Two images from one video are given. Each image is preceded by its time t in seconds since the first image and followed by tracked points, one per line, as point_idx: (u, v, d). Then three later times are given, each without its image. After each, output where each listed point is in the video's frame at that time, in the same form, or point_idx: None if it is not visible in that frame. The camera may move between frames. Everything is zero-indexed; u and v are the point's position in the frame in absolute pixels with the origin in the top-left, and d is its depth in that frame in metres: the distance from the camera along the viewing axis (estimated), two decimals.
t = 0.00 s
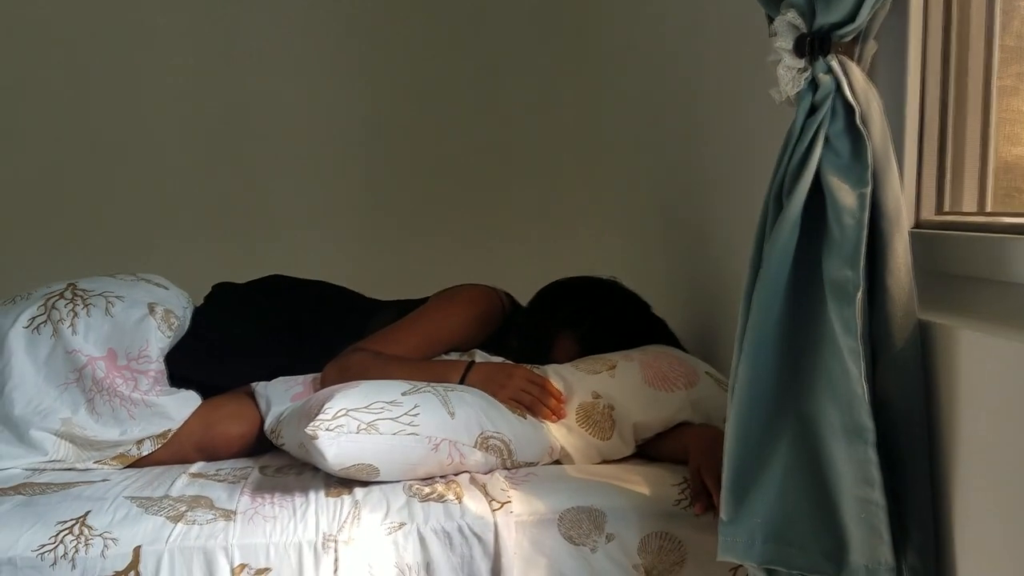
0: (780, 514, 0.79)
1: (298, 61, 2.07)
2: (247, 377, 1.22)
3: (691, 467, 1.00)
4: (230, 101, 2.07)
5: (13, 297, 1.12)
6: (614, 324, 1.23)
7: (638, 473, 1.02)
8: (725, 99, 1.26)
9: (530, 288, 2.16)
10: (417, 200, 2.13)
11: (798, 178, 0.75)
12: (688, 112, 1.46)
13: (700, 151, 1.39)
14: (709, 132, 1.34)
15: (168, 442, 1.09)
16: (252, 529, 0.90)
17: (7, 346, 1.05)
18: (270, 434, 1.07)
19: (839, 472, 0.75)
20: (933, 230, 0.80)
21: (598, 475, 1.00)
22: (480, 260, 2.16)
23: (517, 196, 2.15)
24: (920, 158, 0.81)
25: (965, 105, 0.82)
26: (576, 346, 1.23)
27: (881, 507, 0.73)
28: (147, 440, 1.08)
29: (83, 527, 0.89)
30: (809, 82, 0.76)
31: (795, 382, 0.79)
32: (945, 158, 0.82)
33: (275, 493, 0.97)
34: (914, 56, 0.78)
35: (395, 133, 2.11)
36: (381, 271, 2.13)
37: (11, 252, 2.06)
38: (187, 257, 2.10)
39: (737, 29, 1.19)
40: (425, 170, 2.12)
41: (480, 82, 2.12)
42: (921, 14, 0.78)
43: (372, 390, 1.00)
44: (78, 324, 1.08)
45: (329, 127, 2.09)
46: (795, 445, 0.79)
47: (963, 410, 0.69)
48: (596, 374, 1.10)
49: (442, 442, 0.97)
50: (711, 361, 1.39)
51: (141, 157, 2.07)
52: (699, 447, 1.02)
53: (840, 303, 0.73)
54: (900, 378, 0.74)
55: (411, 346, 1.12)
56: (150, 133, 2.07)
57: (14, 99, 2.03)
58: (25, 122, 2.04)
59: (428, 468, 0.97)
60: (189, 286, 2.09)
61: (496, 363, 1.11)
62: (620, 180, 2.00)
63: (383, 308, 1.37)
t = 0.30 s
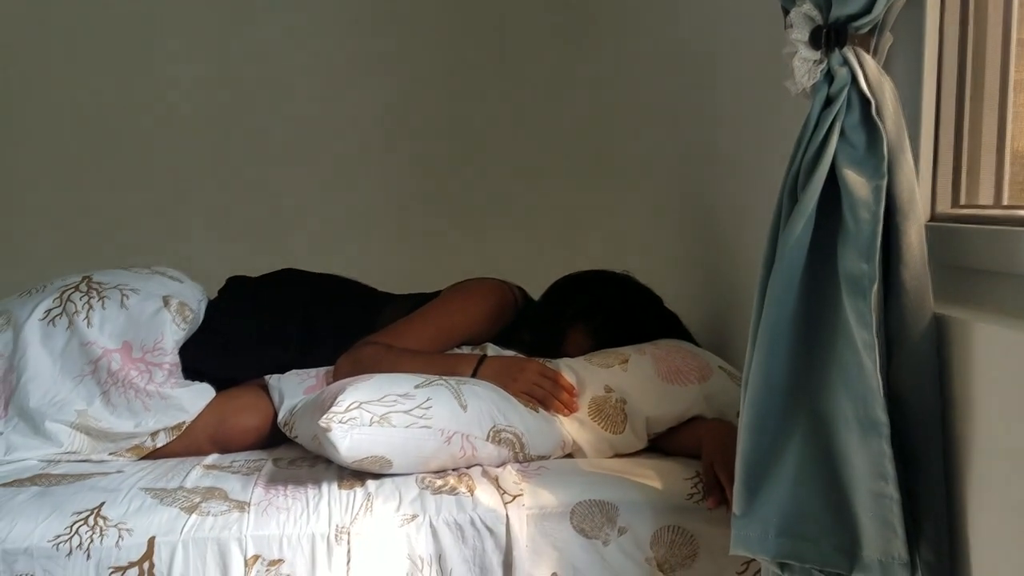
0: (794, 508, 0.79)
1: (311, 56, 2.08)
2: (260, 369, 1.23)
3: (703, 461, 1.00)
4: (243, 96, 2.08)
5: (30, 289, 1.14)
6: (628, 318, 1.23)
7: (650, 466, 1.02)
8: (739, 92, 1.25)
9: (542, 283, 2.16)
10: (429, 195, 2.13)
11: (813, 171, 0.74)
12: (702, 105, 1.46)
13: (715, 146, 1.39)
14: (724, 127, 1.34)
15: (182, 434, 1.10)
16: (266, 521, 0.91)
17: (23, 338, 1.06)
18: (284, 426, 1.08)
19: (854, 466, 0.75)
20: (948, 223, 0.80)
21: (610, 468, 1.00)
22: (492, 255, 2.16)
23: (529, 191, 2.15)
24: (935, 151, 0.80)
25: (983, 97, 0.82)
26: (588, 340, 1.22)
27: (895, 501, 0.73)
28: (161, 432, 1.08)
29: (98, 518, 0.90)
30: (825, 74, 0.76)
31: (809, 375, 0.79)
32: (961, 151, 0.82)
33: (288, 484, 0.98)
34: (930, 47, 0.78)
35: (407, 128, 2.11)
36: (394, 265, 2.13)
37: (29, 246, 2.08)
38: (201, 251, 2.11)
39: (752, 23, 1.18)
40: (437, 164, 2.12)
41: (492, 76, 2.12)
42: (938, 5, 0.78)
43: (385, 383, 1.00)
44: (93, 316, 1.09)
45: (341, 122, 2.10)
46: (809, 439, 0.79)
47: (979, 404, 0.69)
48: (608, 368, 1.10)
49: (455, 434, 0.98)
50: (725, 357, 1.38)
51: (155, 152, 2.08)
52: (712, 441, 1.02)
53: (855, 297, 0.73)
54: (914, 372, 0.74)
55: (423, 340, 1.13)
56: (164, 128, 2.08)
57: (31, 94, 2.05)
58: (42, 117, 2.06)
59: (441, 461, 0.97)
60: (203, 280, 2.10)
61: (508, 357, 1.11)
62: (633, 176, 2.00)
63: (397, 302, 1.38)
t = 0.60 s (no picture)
0: (802, 498, 0.79)
1: (318, 50, 2.08)
2: (270, 361, 1.23)
3: (711, 452, 0.99)
4: (251, 91, 2.09)
5: (39, 280, 1.14)
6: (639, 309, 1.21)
7: (658, 458, 1.02)
8: (748, 82, 1.25)
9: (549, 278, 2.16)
10: (437, 190, 2.13)
11: (822, 160, 0.74)
12: (710, 95, 1.46)
13: (723, 139, 1.39)
14: (732, 120, 1.33)
15: (191, 424, 1.10)
16: (273, 510, 0.91)
17: (33, 329, 1.07)
18: (291, 417, 1.08)
19: (862, 456, 0.75)
20: (958, 213, 0.79)
21: (617, 459, 1.00)
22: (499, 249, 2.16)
23: (536, 186, 2.16)
24: (945, 140, 0.80)
25: (994, 86, 0.81)
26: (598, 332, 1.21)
27: (903, 491, 0.73)
28: (170, 423, 1.09)
29: (107, 507, 0.90)
30: (834, 63, 0.75)
31: (818, 366, 0.79)
32: (972, 140, 0.81)
33: (296, 475, 0.98)
34: (941, 36, 0.77)
35: (416, 121, 2.12)
36: (402, 258, 2.14)
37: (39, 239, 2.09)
38: (211, 244, 2.13)
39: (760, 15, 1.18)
40: (445, 159, 2.13)
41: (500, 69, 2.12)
42: None
43: (392, 373, 1.00)
44: (101, 307, 1.10)
45: (349, 116, 2.10)
46: (817, 430, 0.78)
47: (989, 394, 0.68)
48: (615, 360, 1.09)
49: (461, 426, 0.98)
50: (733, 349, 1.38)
51: (164, 146, 2.09)
52: (720, 431, 1.02)
53: (863, 287, 0.73)
54: (923, 361, 0.73)
55: (431, 331, 1.13)
56: (173, 121, 2.09)
57: (41, 88, 2.06)
58: (51, 110, 2.07)
59: (448, 451, 0.97)
60: (213, 273, 2.12)
61: (515, 348, 1.11)
62: (641, 170, 2.00)
63: (405, 295, 1.38)
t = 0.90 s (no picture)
0: (806, 492, 0.79)
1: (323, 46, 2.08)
2: (274, 354, 1.23)
3: (715, 447, 0.99)
4: (256, 87, 2.09)
5: (44, 273, 1.15)
6: (645, 303, 1.21)
7: (663, 453, 1.01)
8: (753, 75, 1.25)
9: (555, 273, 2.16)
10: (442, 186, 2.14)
11: (827, 152, 0.74)
12: (716, 90, 1.45)
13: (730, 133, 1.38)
14: (739, 114, 1.33)
15: (195, 418, 1.11)
16: (277, 503, 0.91)
17: (38, 322, 1.07)
18: (296, 411, 1.08)
19: (866, 450, 0.74)
20: (965, 205, 0.79)
21: (621, 454, 1.00)
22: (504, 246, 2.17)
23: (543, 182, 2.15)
24: (951, 133, 0.80)
25: (1002, 77, 0.80)
26: (601, 326, 1.21)
27: (907, 485, 0.72)
28: (175, 416, 1.09)
29: (110, 500, 0.90)
30: (839, 55, 0.75)
31: (822, 359, 0.78)
32: (978, 133, 0.81)
33: (300, 468, 0.98)
34: (947, 26, 0.77)
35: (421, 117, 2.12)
36: (407, 253, 2.15)
37: (46, 234, 2.10)
38: (217, 239, 2.13)
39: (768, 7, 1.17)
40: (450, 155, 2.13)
41: (505, 64, 2.12)
42: None
43: (396, 367, 1.00)
44: (107, 301, 1.10)
45: (354, 111, 2.10)
46: (821, 423, 0.78)
47: (995, 388, 0.68)
48: (620, 354, 1.09)
49: (465, 419, 0.98)
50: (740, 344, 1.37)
51: (170, 142, 2.10)
52: (724, 425, 1.01)
53: (868, 279, 0.72)
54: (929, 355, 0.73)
55: (434, 325, 1.13)
56: (178, 117, 2.09)
57: (47, 84, 2.06)
58: (58, 107, 2.07)
59: (451, 445, 0.97)
60: (218, 269, 2.12)
61: (519, 342, 1.11)
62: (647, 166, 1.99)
63: (410, 289, 1.38)
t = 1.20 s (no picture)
0: (812, 485, 0.78)
1: (330, 42, 2.09)
2: (280, 348, 1.23)
3: (721, 439, 0.98)
4: (262, 84, 2.10)
5: (50, 266, 1.15)
6: (650, 297, 1.21)
7: (668, 445, 1.01)
8: (758, 67, 1.25)
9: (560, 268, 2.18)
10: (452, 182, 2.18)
11: (834, 142, 0.74)
12: (721, 83, 1.46)
13: (734, 127, 1.39)
14: (743, 108, 1.33)
15: (201, 410, 1.11)
16: (282, 494, 0.91)
17: (44, 314, 1.08)
18: (301, 403, 1.08)
19: (873, 442, 0.74)
20: (973, 195, 0.78)
21: (626, 446, 1.00)
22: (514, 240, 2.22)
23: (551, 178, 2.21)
24: (958, 123, 0.79)
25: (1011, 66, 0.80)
26: (609, 320, 1.20)
27: (914, 477, 0.72)
28: (180, 408, 1.09)
29: (116, 491, 0.90)
30: (846, 44, 0.74)
31: (828, 351, 0.78)
32: (987, 122, 0.80)
33: (305, 460, 0.98)
34: (955, 15, 0.76)
35: (428, 111, 2.14)
36: (415, 246, 2.18)
37: (55, 229, 2.11)
38: (225, 234, 2.14)
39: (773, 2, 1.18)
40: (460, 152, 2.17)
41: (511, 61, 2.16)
42: None
43: (401, 359, 1.00)
44: (113, 293, 1.10)
45: (361, 106, 2.12)
46: (827, 416, 0.78)
47: (1003, 379, 0.68)
48: (625, 347, 1.09)
49: (470, 412, 0.98)
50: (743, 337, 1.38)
51: (177, 138, 2.11)
52: (730, 418, 1.01)
53: (876, 270, 0.72)
54: (936, 346, 0.73)
55: (439, 319, 1.13)
56: (186, 112, 2.10)
57: (53, 81, 2.07)
58: (65, 102, 2.08)
59: (456, 437, 0.97)
60: (225, 264, 2.14)
61: (524, 335, 1.11)
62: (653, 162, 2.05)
63: (415, 282, 1.39)
